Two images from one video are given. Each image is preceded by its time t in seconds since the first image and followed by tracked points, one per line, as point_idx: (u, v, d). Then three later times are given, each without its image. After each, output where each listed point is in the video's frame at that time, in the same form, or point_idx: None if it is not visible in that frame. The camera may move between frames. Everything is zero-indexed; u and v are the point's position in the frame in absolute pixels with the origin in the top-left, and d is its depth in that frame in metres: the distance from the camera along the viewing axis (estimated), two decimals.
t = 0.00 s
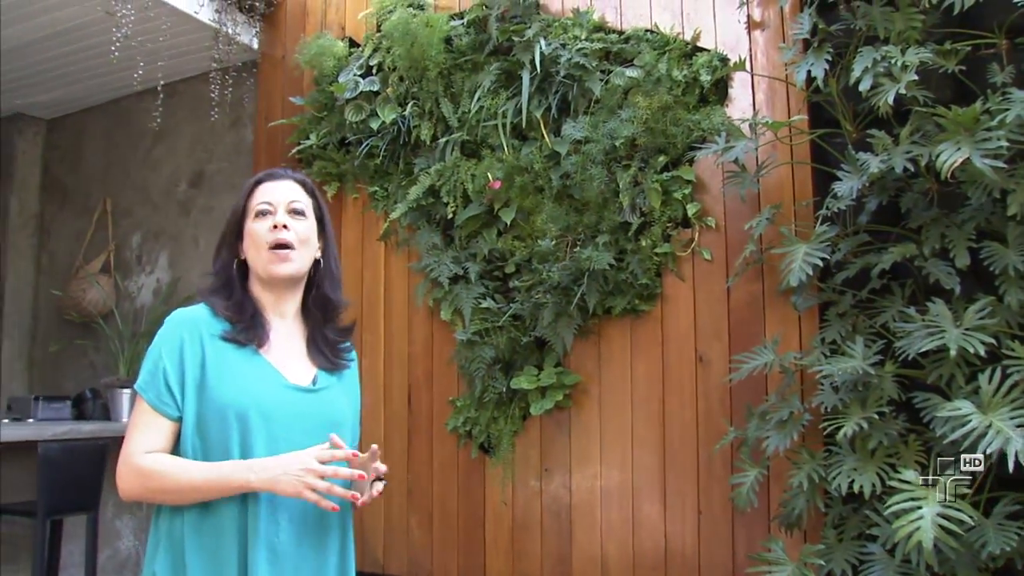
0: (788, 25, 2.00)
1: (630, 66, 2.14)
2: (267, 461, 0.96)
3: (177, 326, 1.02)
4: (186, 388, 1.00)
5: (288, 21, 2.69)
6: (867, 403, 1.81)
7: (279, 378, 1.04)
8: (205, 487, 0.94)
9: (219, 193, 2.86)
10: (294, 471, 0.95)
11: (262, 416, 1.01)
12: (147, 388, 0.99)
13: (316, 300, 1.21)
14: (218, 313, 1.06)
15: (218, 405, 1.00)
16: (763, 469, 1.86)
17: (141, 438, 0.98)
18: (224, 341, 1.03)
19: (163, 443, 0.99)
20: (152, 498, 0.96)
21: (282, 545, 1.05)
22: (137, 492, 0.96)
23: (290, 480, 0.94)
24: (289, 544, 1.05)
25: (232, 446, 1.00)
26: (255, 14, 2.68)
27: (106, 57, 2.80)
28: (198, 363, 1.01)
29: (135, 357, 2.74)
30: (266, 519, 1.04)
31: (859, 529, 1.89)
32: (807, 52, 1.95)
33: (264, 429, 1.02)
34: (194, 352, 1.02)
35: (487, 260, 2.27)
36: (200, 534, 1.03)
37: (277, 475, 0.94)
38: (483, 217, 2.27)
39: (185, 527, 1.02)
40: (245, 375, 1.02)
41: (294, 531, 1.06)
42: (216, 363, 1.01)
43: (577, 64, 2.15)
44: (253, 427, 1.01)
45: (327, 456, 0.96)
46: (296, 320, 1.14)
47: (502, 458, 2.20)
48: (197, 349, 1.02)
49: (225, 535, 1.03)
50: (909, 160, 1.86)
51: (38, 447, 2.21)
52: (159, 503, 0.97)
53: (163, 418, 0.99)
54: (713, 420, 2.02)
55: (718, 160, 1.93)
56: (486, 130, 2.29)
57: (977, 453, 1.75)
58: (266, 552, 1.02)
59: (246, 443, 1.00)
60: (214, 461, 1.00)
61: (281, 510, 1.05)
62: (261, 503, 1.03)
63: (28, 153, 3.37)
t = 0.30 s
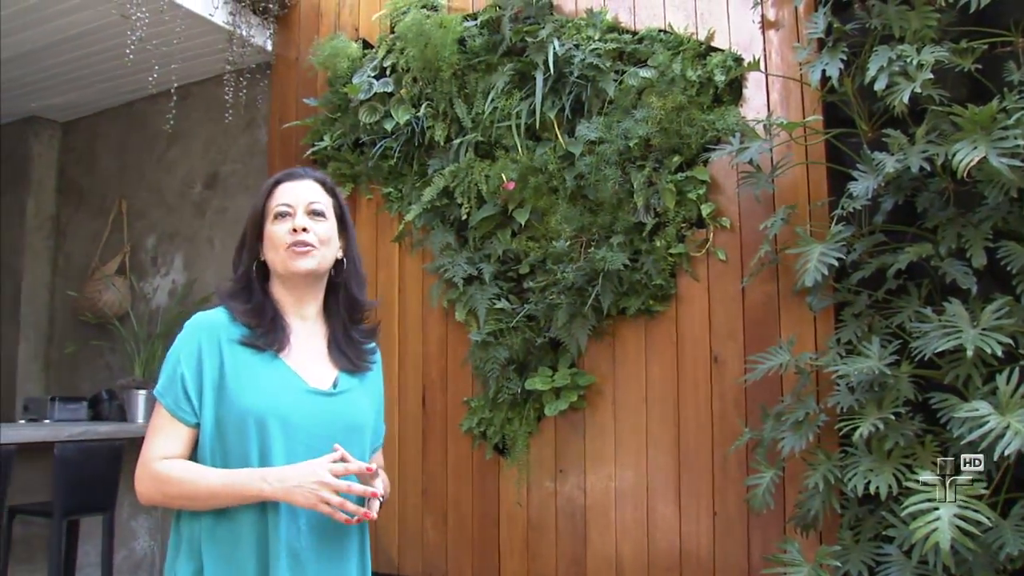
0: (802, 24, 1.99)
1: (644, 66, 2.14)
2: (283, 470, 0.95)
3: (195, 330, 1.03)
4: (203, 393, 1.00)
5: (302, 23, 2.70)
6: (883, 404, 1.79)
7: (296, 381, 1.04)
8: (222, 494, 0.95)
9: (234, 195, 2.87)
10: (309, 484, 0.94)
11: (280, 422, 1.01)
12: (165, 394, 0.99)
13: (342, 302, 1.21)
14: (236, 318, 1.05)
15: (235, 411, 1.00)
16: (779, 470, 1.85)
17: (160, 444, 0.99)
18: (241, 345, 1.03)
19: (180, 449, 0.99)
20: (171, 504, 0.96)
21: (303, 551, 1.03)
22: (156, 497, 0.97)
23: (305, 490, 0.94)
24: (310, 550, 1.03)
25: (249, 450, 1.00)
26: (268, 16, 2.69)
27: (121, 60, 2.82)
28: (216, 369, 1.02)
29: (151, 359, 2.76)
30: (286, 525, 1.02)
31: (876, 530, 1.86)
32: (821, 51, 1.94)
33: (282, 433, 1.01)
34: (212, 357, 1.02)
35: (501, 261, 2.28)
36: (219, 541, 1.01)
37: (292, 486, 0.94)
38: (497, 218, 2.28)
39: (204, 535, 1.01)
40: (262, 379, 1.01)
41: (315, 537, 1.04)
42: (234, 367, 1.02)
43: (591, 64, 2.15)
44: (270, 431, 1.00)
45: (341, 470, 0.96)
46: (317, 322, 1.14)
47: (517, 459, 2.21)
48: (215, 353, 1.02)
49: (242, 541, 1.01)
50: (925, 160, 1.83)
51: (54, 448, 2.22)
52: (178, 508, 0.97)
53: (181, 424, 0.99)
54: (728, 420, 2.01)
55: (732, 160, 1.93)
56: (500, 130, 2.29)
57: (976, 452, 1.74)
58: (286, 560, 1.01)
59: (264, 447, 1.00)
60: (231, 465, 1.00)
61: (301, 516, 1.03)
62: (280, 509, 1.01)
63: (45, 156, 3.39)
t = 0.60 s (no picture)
0: (812, 24, 1.99)
1: (653, 66, 2.14)
2: (298, 478, 0.95)
3: (210, 333, 1.02)
4: (219, 395, 1.00)
5: (310, 24, 2.70)
6: (894, 404, 1.77)
7: (310, 383, 1.04)
8: (238, 499, 0.95)
9: (243, 196, 2.88)
10: (324, 493, 0.94)
11: (295, 426, 1.01)
12: (180, 396, 0.99)
13: (359, 304, 1.22)
14: (250, 320, 1.05)
15: (251, 415, 1.00)
16: (789, 470, 1.84)
17: (175, 447, 0.99)
18: (256, 348, 1.03)
19: (196, 452, 0.99)
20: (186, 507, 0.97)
21: (318, 556, 1.03)
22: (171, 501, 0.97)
23: (321, 499, 0.94)
24: (325, 554, 1.03)
25: (264, 452, 1.00)
26: (278, 17, 2.70)
27: (131, 62, 2.84)
28: (231, 371, 1.02)
29: (160, 360, 2.77)
30: (301, 529, 1.02)
31: (887, 531, 1.84)
32: (831, 51, 1.93)
33: (296, 435, 1.01)
34: (227, 360, 1.02)
35: (510, 261, 2.29)
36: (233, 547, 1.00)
37: (307, 495, 0.94)
38: (507, 218, 2.28)
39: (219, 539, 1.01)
40: (277, 381, 1.02)
41: (330, 542, 1.04)
42: (249, 369, 1.01)
43: (600, 64, 2.16)
44: (285, 433, 1.00)
45: (356, 480, 0.95)
46: (333, 325, 1.14)
47: (527, 459, 2.21)
48: (230, 356, 1.02)
49: (256, 544, 1.01)
50: (936, 160, 1.82)
51: (65, 449, 2.23)
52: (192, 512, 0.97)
53: (196, 426, 0.99)
54: (738, 421, 2.01)
55: (742, 160, 1.93)
56: (510, 131, 2.30)
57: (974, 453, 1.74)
58: (302, 565, 1.01)
59: (279, 449, 1.00)
60: (245, 467, 1.00)
61: (317, 521, 1.03)
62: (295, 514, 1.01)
63: (56, 158, 3.41)
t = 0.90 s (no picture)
0: (821, 24, 1.99)
1: (662, 67, 2.14)
2: (312, 489, 0.95)
3: (223, 337, 1.02)
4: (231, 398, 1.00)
5: (318, 25, 2.71)
6: (903, 405, 1.77)
7: (323, 386, 1.04)
8: (249, 508, 0.94)
9: (252, 197, 2.88)
10: (337, 505, 0.94)
11: (308, 430, 1.01)
12: (193, 399, 0.99)
13: (372, 306, 1.22)
14: (262, 324, 1.06)
15: (263, 418, 1.00)
16: (798, 471, 1.84)
17: (187, 451, 0.98)
18: (268, 351, 1.03)
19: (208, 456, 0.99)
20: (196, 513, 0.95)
21: (331, 560, 1.02)
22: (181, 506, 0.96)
23: (333, 510, 0.94)
24: (338, 559, 1.03)
25: (277, 455, 1.00)
26: (286, 19, 2.71)
27: (139, 64, 2.85)
28: (244, 374, 1.02)
29: (169, 361, 2.77)
30: (314, 535, 1.01)
31: (896, 532, 1.83)
32: (840, 51, 1.93)
33: (309, 439, 1.01)
34: (240, 363, 1.02)
35: (519, 262, 2.29)
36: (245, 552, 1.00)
37: (321, 506, 0.94)
38: (516, 219, 2.29)
39: (231, 544, 1.00)
40: (289, 384, 1.02)
41: (343, 546, 1.03)
42: (261, 372, 1.02)
43: (608, 65, 2.16)
44: (297, 436, 1.01)
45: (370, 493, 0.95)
46: (346, 328, 1.15)
47: (535, 460, 2.21)
48: (243, 359, 1.02)
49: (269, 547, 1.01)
50: (946, 160, 1.81)
51: (74, 449, 2.24)
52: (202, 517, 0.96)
53: (209, 430, 0.99)
54: (747, 422, 2.00)
55: (751, 162, 1.92)
56: (518, 131, 2.30)
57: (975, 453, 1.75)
58: (315, 569, 1.00)
59: (292, 452, 1.00)
60: (258, 470, 1.00)
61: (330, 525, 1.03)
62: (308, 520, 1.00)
63: (65, 159, 3.42)
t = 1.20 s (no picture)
0: (827, 26, 1.98)
1: (668, 69, 2.15)
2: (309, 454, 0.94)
3: (228, 341, 1.02)
4: (239, 403, 1.00)
5: (325, 29, 2.72)
6: (911, 407, 1.76)
7: (330, 390, 1.04)
8: (249, 486, 0.92)
9: (258, 200, 2.89)
10: (330, 458, 0.92)
11: (316, 433, 1.01)
12: (200, 403, 0.98)
13: (379, 309, 1.22)
14: (271, 329, 1.05)
15: (271, 421, 1.00)
16: (805, 474, 1.83)
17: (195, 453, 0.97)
18: (275, 355, 1.03)
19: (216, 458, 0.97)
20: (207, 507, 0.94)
21: (342, 564, 1.02)
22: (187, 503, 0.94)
23: (331, 463, 0.91)
24: (349, 562, 1.02)
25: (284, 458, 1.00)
26: (292, 22, 2.72)
27: (146, 67, 2.86)
28: (251, 379, 1.02)
29: (176, 363, 2.78)
30: (324, 537, 1.01)
31: (904, 535, 1.83)
32: (846, 53, 1.93)
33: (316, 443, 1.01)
34: (246, 366, 1.02)
35: (526, 265, 2.29)
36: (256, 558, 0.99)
37: (317, 464, 0.92)
38: (522, 222, 2.29)
39: (241, 551, 0.99)
40: (296, 388, 1.02)
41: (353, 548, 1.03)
42: (268, 377, 1.02)
43: (614, 68, 2.16)
44: (305, 439, 1.00)
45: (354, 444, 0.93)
46: (353, 331, 1.15)
47: (542, 462, 2.21)
48: (249, 363, 1.02)
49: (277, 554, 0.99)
50: (953, 161, 1.80)
51: (81, 451, 2.25)
52: (214, 512, 0.95)
53: (217, 433, 0.99)
54: (754, 423, 2.00)
55: (758, 164, 1.92)
56: (524, 134, 2.30)
57: (976, 454, 1.73)
58: (325, 571, 0.99)
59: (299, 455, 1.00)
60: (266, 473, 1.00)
61: (340, 528, 1.02)
62: (318, 521, 1.00)
63: (72, 162, 3.44)
